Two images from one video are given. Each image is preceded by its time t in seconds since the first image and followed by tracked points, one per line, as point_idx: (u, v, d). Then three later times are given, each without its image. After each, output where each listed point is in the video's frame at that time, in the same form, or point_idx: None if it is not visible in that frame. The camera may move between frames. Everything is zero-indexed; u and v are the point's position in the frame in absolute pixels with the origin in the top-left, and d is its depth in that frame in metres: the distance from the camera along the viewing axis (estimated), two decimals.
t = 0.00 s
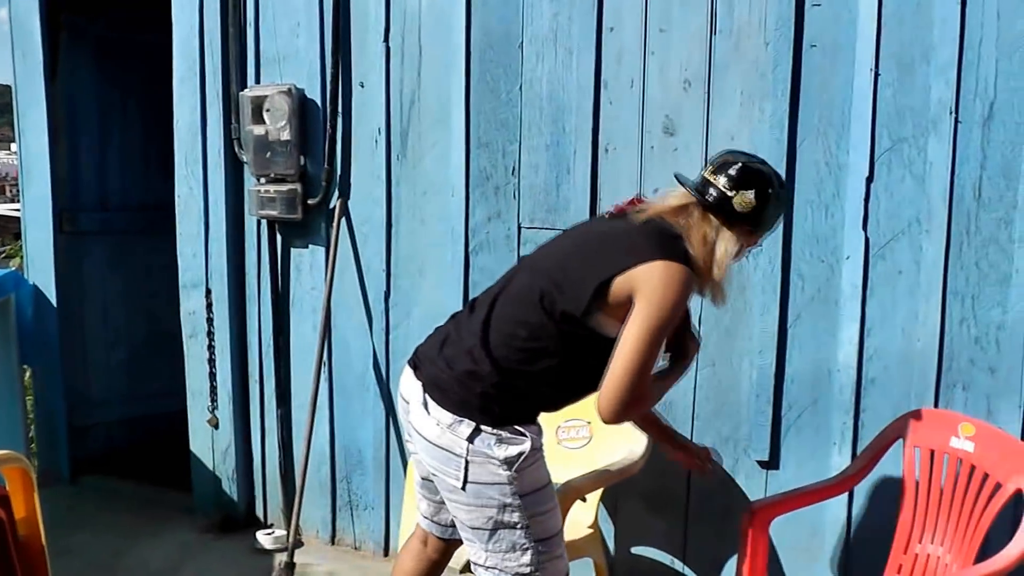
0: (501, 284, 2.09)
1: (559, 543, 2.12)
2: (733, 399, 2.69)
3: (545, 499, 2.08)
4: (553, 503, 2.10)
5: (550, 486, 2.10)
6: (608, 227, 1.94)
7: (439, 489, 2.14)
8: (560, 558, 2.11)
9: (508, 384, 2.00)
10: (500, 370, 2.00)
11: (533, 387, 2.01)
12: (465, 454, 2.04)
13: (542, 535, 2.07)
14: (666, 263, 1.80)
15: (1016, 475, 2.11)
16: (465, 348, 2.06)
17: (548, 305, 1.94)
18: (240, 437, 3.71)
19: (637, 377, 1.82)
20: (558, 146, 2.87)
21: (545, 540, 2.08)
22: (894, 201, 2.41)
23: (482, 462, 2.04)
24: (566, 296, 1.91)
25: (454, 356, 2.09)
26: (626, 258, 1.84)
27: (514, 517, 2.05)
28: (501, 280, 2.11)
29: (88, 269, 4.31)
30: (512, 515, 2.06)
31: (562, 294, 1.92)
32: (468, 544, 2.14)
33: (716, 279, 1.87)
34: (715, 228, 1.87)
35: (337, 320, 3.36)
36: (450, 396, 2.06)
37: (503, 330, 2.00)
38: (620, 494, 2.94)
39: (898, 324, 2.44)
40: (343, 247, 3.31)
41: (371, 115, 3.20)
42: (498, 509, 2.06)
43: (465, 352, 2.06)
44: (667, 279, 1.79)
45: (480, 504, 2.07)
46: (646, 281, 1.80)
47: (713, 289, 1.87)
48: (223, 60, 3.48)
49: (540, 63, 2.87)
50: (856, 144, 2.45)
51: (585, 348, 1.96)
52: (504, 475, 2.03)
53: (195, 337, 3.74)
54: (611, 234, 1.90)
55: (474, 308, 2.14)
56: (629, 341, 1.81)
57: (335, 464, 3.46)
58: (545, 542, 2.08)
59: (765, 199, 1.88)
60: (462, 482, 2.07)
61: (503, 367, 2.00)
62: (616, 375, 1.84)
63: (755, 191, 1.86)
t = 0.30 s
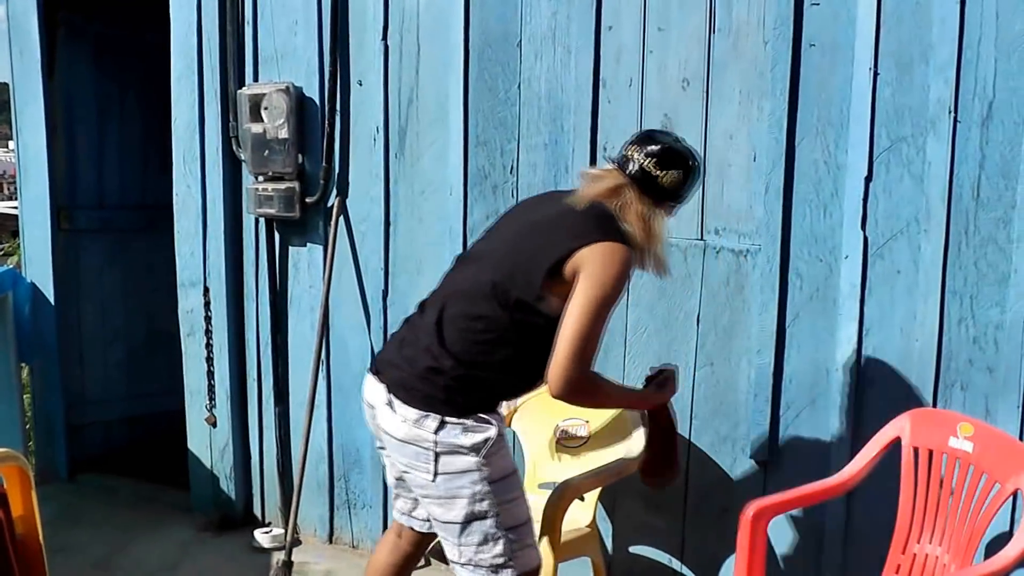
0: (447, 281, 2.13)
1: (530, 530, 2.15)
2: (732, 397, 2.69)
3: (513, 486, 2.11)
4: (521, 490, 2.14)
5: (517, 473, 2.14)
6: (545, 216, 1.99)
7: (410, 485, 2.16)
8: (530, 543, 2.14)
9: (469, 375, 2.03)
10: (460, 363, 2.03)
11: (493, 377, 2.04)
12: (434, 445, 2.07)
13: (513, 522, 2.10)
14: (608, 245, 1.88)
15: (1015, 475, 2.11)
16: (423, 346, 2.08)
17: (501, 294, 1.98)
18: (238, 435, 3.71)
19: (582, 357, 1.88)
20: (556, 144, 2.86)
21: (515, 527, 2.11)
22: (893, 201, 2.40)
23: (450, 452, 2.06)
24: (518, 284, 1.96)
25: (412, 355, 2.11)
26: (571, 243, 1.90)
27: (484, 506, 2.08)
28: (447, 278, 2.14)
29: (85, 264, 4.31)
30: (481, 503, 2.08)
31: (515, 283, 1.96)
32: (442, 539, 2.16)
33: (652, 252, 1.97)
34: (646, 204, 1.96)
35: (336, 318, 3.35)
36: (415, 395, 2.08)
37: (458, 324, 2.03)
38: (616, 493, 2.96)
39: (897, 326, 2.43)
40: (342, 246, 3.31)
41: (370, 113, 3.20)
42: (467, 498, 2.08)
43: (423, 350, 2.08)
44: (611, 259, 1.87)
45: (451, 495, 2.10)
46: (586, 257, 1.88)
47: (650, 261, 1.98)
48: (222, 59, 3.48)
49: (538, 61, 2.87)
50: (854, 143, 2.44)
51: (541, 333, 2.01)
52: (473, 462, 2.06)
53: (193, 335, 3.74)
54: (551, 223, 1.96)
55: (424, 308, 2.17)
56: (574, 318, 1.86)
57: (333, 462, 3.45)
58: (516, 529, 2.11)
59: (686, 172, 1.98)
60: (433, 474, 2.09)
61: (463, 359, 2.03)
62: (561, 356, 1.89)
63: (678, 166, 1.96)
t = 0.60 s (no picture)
0: (395, 275, 2.15)
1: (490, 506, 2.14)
2: (746, 398, 2.69)
3: (471, 462, 2.12)
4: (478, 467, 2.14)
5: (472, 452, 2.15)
6: (483, 217, 2.06)
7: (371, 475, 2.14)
8: (491, 518, 2.13)
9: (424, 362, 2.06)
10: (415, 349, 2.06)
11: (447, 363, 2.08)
12: (395, 427, 2.06)
13: (474, 494, 2.10)
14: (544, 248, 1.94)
15: None
16: (376, 336, 2.10)
17: (452, 285, 2.01)
18: (252, 434, 3.72)
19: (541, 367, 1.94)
20: (570, 144, 2.87)
21: (478, 499, 2.10)
22: (908, 201, 2.39)
23: (411, 431, 2.06)
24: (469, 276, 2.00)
25: (364, 345, 2.12)
26: (516, 239, 1.95)
27: (446, 481, 2.08)
28: (393, 272, 2.16)
29: (99, 267, 4.33)
30: (444, 478, 2.07)
31: (465, 274, 2.00)
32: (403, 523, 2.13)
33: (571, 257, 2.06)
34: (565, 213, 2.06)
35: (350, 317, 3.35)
36: (373, 383, 2.08)
37: (410, 313, 2.05)
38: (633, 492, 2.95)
39: (911, 327, 2.42)
40: (356, 245, 3.31)
41: (384, 112, 3.20)
42: (430, 474, 2.07)
43: (375, 341, 2.10)
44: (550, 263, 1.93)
45: (413, 475, 2.08)
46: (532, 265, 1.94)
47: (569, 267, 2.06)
48: (236, 58, 3.49)
49: (552, 61, 2.86)
50: (870, 143, 2.43)
51: (489, 322, 2.06)
52: (433, 439, 2.06)
53: (207, 334, 3.76)
54: (492, 222, 2.02)
55: (371, 301, 2.19)
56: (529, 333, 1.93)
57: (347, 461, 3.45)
58: (478, 501, 2.10)
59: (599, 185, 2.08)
60: (395, 457, 2.07)
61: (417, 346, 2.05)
62: (518, 370, 1.95)
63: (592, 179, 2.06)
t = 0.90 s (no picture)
0: (418, 266, 2.17)
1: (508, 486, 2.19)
2: (778, 397, 2.68)
3: (494, 447, 2.15)
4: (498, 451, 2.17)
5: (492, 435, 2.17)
6: (501, 205, 2.08)
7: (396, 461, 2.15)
8: (513, 503, 2.17)
9: (447, 349, 2.07)
10: (437, 336, 2.07)
11: (472, 349, 2.08)
12: (422, 416, 2.07)
13: (498, 480, 2.14)
14: (552, 229, 1.96)
15: None
16: (400, 326, 2.11)
17: (472, 271, 2.02)
18: (283, 431, 3.73)
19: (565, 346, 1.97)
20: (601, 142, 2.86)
21: (501, 485, 2.14)
22: (942, 199, 2.37)
23: (438, 421, 2.07)
24: (488, 262, 2.01)
25: (388, 335, 2.13)
26: (536, 224, 1.96)
27: (471, 469, 2.10)
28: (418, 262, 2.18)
29: (131, 267, 4.36)
30: (469, 466, 2.10)
31: (483, 260, 2.01)
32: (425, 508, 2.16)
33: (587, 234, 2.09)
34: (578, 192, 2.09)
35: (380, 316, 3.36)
36: (397, 371, 2.09)
37: (432, 301, 2.07)
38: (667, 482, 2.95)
39: (945, 326, 2.40)
40: (386, 243, 3.32)
41: (415, 111, 3.21)
42: (456, 463, 2.09)
43: (398, 330, 2.11)
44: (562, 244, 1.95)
45: (439, 463, 2.10)
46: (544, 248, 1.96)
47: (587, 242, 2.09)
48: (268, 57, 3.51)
49: (584, 59, 2.86)
50: (903, 140, 2.41)
51: (512, 308, 2.06)
52: (459, 427, 2.08)
53: (238, 333, 3.79)
54: (512, 210, 2.03)
55: (395, 293, 2.20)
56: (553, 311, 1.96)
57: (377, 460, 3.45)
58: (501, 487, 2.14)
59: (617, 163, 2.09)
60: (423, 445, 2.09)
61: (439, 334, 2.06)
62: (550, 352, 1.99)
63: (605, 157, 2.08)
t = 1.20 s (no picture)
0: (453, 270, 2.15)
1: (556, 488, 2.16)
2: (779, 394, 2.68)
3: (535, 450, 2.12)
4: (541, 453, 2.14)
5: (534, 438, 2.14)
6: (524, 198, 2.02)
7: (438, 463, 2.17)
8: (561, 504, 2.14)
9: (479, 354, 2.05)
10: (467, 341, 2.05)
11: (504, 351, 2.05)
12: (452, 421, 2.07)
13: (539, 483, 2.10)
14: (564, 205, 1.88)
15: None
16: (433, 333, 2.10)
17: (498, 273, 1.99)
18: (283, 429, 3.73)
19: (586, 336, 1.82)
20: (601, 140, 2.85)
21: (544, 488, 2.11)
22: (943, 195, 2.37)
23: (468, 425, 2.07)
24: (513, 263, 1.97)
25: (423, 343, 2.13)
26: (548, 214, 1.89)
27: (508, 473, 2.09)
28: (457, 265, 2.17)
29: (131, 266, 4.36)
30: (505, 469, 2.08)
31: (505, 262, 1.98)
32: (474, 510, 2.18)
33: (615, 208, 1.95)
34: (605, 169, 2.00)
35: (380, 312, 3.36)
36: (431, 378, 2.10)
37: (461, 306, 2.05)
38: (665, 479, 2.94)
39: (945, 322, 2.40)
40: (387, 241, 3.31)
41: (415, 109, 3.20)
42: (491, 466, 2.09)
43: (432, 338, 2.11)
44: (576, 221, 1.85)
45: (475, 466, 2.10)
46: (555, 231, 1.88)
47: (614, 215, 1.94)
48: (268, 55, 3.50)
49: (584, 56, 2.86)
50: (904, 136, 2.41)
51: (546, 305, 2.02)
52: (491, 431, 2.06)
53: (237, 330, 3.78)
54: (531, 202, 1.97)
55: (433, 297, 2.19)
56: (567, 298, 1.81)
57: (377, 458, 3.45)
58: (543, 490, 2.11)
59: (647, 136, 2.00)
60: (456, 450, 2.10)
61: (469, 339, 2.04)
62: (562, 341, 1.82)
63: (632, 129, 2.00)
